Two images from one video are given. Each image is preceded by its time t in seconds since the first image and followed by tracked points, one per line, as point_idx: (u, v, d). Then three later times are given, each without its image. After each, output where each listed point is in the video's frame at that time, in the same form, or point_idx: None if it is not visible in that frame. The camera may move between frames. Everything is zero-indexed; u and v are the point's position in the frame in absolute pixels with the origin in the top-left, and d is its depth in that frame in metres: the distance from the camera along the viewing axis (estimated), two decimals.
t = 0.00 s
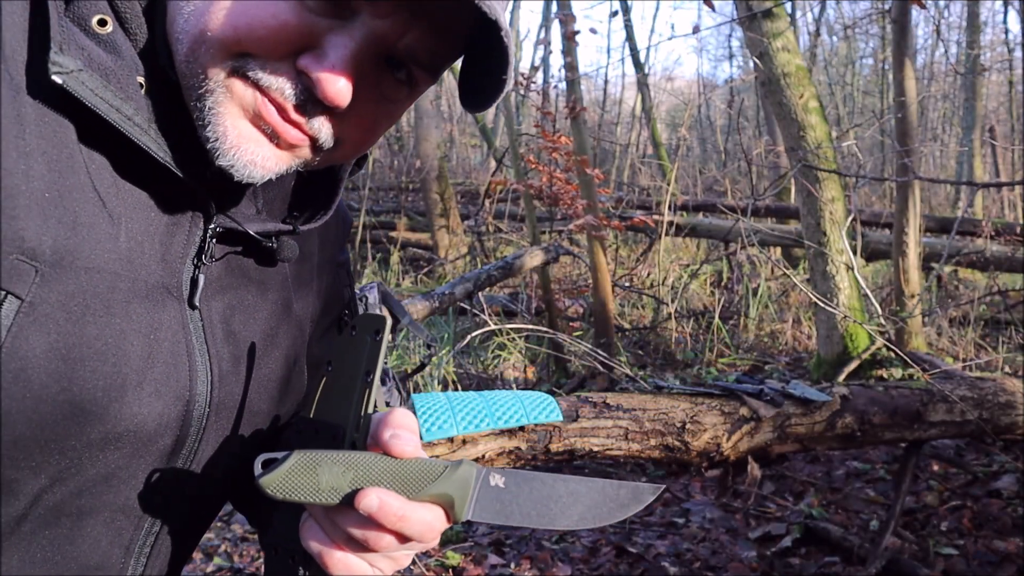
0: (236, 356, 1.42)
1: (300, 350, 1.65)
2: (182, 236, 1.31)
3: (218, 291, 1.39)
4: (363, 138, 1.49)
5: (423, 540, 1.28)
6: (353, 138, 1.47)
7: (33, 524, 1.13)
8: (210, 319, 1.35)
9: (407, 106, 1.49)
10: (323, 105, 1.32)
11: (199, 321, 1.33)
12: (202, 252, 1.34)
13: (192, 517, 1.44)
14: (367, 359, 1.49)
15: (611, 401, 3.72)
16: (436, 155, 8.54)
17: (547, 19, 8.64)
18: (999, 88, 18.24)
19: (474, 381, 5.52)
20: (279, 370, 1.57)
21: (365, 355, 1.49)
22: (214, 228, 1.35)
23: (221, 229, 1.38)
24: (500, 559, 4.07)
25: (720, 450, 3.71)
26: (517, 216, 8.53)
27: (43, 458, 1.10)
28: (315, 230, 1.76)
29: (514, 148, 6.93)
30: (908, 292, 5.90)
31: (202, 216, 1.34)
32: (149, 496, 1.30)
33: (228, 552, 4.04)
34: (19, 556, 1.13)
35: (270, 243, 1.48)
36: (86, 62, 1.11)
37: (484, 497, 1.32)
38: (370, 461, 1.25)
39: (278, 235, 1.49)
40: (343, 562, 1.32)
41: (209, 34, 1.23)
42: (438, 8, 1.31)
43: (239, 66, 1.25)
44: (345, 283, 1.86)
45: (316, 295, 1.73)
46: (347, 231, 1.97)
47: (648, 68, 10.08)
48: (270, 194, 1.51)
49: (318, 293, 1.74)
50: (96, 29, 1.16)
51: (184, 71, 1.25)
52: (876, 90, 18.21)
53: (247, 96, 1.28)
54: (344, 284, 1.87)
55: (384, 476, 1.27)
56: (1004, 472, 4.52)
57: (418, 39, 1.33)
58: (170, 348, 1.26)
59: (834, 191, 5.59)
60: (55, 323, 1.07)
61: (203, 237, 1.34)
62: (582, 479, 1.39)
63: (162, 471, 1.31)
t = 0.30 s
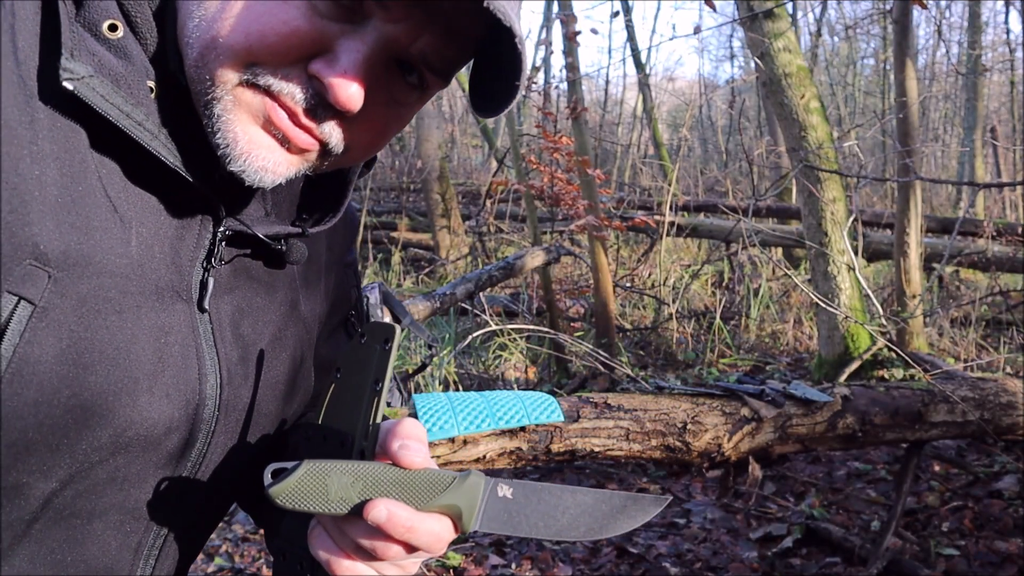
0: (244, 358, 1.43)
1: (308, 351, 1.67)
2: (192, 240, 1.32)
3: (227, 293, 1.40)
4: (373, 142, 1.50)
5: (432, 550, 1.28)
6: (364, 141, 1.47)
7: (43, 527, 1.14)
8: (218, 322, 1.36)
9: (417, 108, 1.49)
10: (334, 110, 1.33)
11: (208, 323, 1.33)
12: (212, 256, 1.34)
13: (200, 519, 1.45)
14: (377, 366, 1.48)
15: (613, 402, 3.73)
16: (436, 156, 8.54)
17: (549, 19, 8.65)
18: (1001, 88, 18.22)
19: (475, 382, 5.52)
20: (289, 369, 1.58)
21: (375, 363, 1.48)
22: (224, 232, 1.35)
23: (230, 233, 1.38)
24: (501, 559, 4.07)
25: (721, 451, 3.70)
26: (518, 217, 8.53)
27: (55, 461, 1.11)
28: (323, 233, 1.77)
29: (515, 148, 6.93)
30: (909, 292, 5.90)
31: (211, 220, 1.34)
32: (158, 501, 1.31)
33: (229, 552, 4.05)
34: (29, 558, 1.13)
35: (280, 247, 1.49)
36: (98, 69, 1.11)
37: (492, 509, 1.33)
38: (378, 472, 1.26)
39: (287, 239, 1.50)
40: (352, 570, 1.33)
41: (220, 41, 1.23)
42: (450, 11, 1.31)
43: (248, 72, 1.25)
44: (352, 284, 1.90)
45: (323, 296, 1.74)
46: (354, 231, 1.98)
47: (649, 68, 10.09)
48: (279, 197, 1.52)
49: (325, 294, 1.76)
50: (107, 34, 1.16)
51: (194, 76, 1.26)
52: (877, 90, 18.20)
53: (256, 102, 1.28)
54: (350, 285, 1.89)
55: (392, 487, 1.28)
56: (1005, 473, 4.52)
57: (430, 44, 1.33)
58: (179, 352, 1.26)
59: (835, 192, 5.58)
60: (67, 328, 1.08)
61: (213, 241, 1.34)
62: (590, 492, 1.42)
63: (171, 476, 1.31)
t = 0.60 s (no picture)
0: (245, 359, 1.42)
1: (309, 351, 1.65)
2: (191, 243, 1.31)
3: (227, 294, 1.39)
4: (375, 141, 1.48)
5: (435, 559, 1.28)
6: (365, 142, 1.46)
7: (39, 531, 1.13)
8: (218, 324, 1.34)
9: (418, 110, 1.49)
10: (334, 110, 1.31)
11: (208, 326, 1.32)
12: (211, 258, 1.33)
13: (200, 523, 1.44)
14: (380, 373, 1.44)
15: (612, 402, 3.72)
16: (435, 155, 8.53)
17: (548, 19, 8.63)
18: (1000, 88, 18.23)
19: (474, 381, 5.52)
20: (291, 369, 1.57)
21: (378, 368, 1.45)
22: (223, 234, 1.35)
23: (230, 234, 1.37)
24: (501, 559, 4.07)
25: (721, 451, 3.69)
26: (517, 216, 8.52)
27: (50, 465, 1.10)
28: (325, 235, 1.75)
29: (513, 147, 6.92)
30: (908, 292, 5.90)
31: (210, 221, 1.34)
32: (155, 506, 1.30)
33: (228, 552, 4.04)
34: (25, 563, 1.13)
35: (280, 248, 1.47)
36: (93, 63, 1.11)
37: (496, 516, 1.32)
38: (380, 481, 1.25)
39: (287, 240, 1.48)
40: None
41: (220, 40, 1.22)
42: (453, 9, 1.31)
43: (248, 73, 1.24)
44: (355, 285, 1.89)
45: (325, 297, 1.73)
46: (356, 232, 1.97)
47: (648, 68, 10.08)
48: (280, 197, 1.52)
49: (326, 294, 1.74)
50: (103, 33, 1.15)
51: (190, 75, 1.24)
52: (876, 90, 18.20)
53: (255, 103, 1.27)
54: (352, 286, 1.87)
55: (394, 495, 1.27)
56: (1004, 472, 4.52)
57: (433, 44, 1.33)
58: (178, 355, 1.25)
59: (835, 191, 5.58)
60: (63, 331, 1.07)
61: (213, 243, 1.34)
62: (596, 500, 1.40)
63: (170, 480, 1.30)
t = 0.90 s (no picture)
0: (240, 360, 1.42)
1: (305, 352, 1.66)
2: (184, 243, 1.31)
3: (221, 294, 1.39)
4: (363, 146, 1.48)
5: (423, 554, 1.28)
6: (356, 145, 1.46)
7: (34, 530, 1.13)
8: (211, 324, 1.34)
9: (410, 113, 1.48)
10: (327, 113, 1.31)
11: (201, 325, 1.32)
12: (205, 258, 1.33)
13: (192, 523, 1.44)
14: (370, 369, 1.44)
15: (611, 401, 3.72)
16: (435, 155, 8.53)
17: (548, 19, 8.63)
18: (1000, 87, 18.24)
19: (474, 381, 5.52)
20: (287, 367, 1.58)
21: (368, 365, 1.45)
22: (216, 234, 1.35)
23: (223, 234, 1.38)
24: (500, 559, 4.07)
25: (721, 451, 3.69)
26: (517, 216, 8.52)
27: (43, 464, 1.10)
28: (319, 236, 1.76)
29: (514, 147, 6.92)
30: (908, 292, 5.89)
31: (203, 222, 1.34)
32: (149, 502, 1.30)
33: (228, 552, 4.04)
34: (19, 562, 1.13)
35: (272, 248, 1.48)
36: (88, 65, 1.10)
37: (484, 510, 1.33)
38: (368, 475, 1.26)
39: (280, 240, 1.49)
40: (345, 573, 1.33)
41: (213, 47, 1.23)
42: (443, 14, 1.29)
43: (236, 78, 1.24)
44: (349, 286, 1.90)
45: (319, 297, 1.73)
46: (352, 233, 1.97)
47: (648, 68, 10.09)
48: (272, 199, 1.53)
49: (321, 295, 1.75)
50: (96, 36, 1.15)
51: (181, 78, 1.25)
52: (876, 90, 18.21)
53: (237, 107, 1.27)
54: (346, 287, 1.88)
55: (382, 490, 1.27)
56: (1005, 473, 4.52)
57: (423, 49, 1.32)
58: (172, 353, 1.25)
59: (835, 191, 5.58)
60: (57, 329, 1.06)
61: (207, 244, 1.34)
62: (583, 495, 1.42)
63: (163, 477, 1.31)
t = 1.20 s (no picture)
0: (257, 361, 1.42)
1: (314, 349, 1.67)
2: (213, 246, 1.30)
3: (241, 295, 1.39)
4: (375, 160, 1.48)
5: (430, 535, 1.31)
6: (369, 159, 1.46)
7: (77, 529, 1.14)
8: (233, 323, 1.35)
9: (420, 128, 1.49)
10: (346, 130, 1.31)
11: (226, 325, 1.33)
12: (228, 262, 1.32)
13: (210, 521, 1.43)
14: (382, 367, 1.53)
15: (612, 401, 3.73)
16: (435, 155, 8.53)
17: (549, 19, 8.63)
18: (1000, 87, 18.24)
19: (474, 381, 5.52)
20: (299, 363, 1.59)
21: (378, 363, 1.54)
22: (239, 238, 1.34)
23: (245, 237, 1.38)
24: (500, 559, 4.07)
25: (721, 451, 3.69)
26: (517, 216, 8.52)
27: (87, 461, 1.11)
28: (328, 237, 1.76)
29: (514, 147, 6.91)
30: (908, 292, 5.89)
31: (229, 226, 1.33)
32: (177, 492, 1.28)
33: (228, 552, 4.04)
34: (63, 561, 1.13)
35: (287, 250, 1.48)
36: (132, 75, 1.11)
37: (481, 498, 1.33)
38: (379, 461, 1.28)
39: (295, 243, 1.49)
40: (356, 553, 1.37)
41: (241, 67, 1.22)
42: (452, 38, 1.29)
43: (263, 98, 1.24)
44: (354, 286, 1.88)
45: (325, 296, 1.73)
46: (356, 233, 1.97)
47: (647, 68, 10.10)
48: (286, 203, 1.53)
49: (327, 293, 1.75)
50: (138, 55, 1.14)
51: (211, 95, 1.24)
52: (876, 89, 18.21)
53: (264, 123, 1.27)
54: (351, 287, 1.88)
55: (391, 476, 1.30)
56: (1005, 472, 4.52)
57: (434, 70, 1.33)
58: (200, 349, 1.26)
59: (835, 191, 5.58)
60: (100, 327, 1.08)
61: (231, 248, 1.33)
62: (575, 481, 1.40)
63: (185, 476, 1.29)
